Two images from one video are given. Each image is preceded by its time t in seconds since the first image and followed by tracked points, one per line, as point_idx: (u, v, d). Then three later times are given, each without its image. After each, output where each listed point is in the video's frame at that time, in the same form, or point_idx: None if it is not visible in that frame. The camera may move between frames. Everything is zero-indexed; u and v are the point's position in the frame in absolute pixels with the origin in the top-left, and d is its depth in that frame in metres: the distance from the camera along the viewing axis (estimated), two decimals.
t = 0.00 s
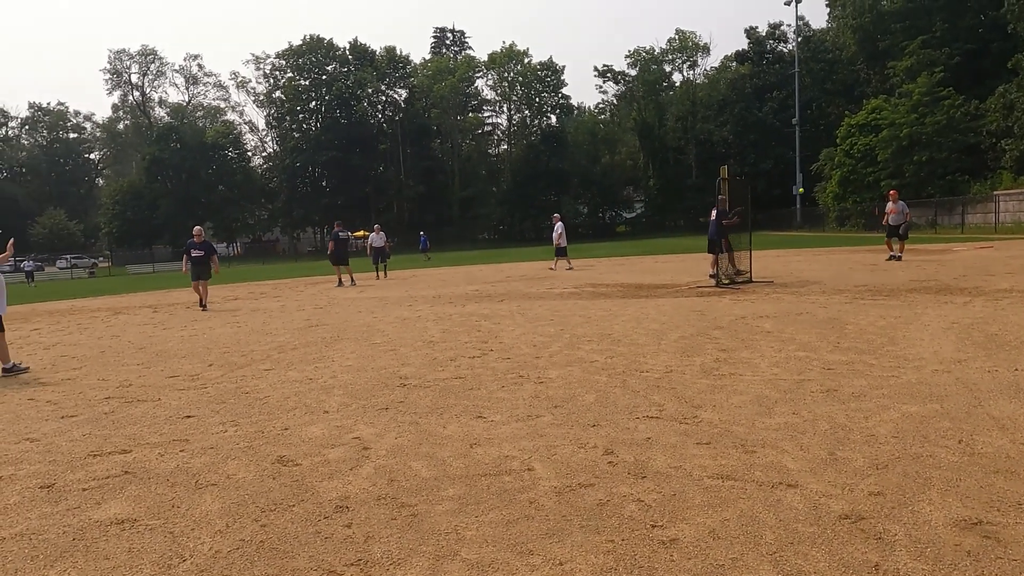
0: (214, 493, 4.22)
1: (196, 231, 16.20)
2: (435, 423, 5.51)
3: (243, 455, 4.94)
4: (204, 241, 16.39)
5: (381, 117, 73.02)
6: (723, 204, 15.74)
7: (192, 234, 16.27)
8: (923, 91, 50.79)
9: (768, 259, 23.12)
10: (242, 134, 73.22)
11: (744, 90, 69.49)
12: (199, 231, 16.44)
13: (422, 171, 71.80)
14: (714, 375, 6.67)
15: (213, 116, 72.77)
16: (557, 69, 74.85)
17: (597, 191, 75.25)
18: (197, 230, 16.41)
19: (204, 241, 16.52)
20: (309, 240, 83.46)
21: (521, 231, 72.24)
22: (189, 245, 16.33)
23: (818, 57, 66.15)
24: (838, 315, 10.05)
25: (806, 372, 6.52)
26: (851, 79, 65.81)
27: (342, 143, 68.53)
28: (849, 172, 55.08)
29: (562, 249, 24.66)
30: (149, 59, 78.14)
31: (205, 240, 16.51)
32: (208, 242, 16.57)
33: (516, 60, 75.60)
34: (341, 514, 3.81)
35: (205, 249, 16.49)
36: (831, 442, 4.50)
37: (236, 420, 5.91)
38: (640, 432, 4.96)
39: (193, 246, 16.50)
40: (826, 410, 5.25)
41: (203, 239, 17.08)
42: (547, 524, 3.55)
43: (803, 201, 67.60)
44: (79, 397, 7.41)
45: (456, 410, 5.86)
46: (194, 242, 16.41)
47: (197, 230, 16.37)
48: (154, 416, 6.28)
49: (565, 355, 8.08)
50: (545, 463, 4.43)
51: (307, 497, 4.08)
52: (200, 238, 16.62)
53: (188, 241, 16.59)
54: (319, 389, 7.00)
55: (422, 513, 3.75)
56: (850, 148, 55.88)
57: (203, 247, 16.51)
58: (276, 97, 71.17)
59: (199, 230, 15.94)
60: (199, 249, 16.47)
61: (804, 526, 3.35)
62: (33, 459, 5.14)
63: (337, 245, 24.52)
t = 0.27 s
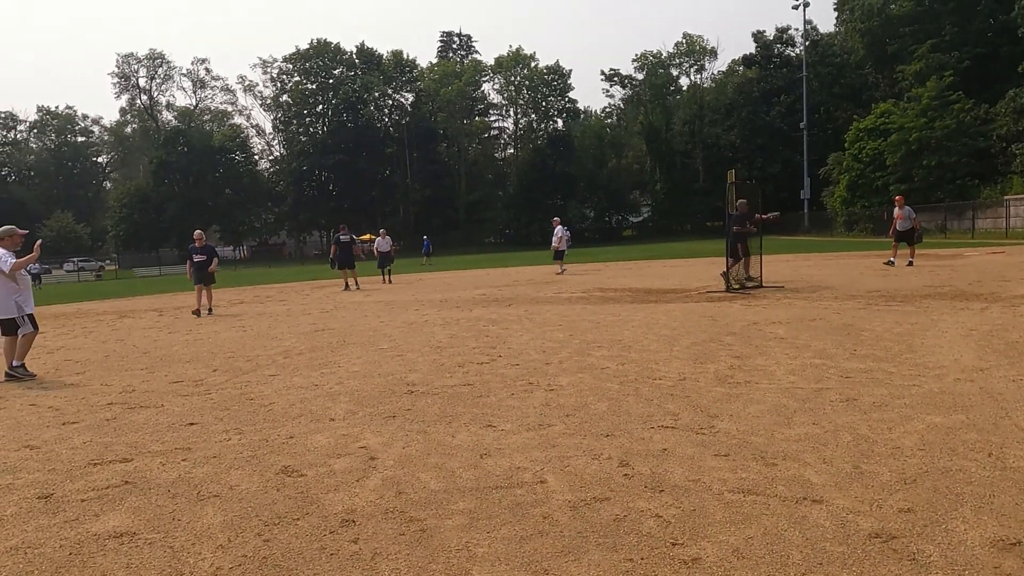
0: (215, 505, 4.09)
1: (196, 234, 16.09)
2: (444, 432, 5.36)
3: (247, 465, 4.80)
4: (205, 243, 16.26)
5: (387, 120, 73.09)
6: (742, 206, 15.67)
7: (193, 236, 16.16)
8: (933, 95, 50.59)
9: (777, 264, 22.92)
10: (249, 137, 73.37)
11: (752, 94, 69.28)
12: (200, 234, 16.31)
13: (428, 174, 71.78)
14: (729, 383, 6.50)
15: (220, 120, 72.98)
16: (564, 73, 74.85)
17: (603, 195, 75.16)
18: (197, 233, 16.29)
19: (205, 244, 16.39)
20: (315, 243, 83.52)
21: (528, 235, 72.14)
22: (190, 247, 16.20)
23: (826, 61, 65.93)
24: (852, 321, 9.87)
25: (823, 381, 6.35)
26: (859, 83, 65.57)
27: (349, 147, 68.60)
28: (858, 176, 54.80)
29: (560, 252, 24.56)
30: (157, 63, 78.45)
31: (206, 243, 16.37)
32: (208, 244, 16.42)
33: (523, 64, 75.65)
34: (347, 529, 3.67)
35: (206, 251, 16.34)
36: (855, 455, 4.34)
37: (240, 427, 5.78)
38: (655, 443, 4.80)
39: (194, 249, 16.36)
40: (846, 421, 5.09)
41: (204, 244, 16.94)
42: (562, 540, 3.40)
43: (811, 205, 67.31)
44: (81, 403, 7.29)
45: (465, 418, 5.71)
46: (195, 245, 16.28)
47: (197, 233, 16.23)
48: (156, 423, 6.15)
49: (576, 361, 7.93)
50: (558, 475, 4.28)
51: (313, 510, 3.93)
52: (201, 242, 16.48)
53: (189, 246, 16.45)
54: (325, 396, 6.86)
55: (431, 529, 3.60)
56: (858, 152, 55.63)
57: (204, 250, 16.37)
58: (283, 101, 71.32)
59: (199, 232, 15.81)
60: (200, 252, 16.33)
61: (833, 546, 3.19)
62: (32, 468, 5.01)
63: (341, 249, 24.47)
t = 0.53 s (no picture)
0: (224, 515, 3.95)
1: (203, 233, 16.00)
2: (460, 439, 5.20)
3: (258, 472, 4.67)
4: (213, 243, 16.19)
5: (399, 122, 73.19)
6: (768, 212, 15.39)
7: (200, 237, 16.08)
8: (950, 96, 50.23)
9: (793, 265, 22.64)
10: (262, 138, 73.70)
11: (766, 95, 68.84)
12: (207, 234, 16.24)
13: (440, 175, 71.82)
14: (752, 390, 6.29)
15: (233, 122, 73.35)
16: (576, 74, 74.73)
17: (616, 197, 74.95)
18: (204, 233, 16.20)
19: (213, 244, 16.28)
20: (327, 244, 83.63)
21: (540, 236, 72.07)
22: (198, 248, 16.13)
23: (841, 62, 65.45)
24: (875, 325, 9.64)
25: (849, 387, 6.15)
26: (875, 83, 65.00)
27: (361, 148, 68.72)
28: (873, 178, 54.30)
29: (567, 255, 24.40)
30: (171, 65, 78.95)
31: (214, 244, 16.28)
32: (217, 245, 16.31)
33: (535, 65, 75.59)
34: (360, 541, 3.52)
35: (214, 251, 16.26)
36: (890, 467, 4.15)
37: (251, 433, 5.65)
38: (678, 452, 4.63)
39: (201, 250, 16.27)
40: (878, 430, 4.89)
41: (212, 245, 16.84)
42: (586, 557, 3.24)
43: (825, 207, 66.79)
44: (91, 405, 7.19)
45: (481, 425, 5.55)
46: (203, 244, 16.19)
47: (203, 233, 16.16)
48: (165, 427, 6.02)
49: (593, 366, 7.75)
50: (580, 485, 4.12)
51: (325, 522, 3.79)
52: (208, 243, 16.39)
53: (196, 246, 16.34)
54: (337, 400, 6.72)
55: (448, 543, 3.44)
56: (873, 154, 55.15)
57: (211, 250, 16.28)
58: (295, 102, 71.55)
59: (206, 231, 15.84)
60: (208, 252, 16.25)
61: (875, 567, 3.00)
62: (38, 474, 4.88)
63: (353, 251, 24.41)
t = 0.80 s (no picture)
0: (245, 524, 3.85)
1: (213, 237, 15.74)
2: (483, 445, 5.08)
3: (277, 479, 4.56)
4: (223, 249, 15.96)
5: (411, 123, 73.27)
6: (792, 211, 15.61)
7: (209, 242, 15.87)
8: (967, 96, 49.96)
9: (810, 267, 22.40)
10: (274, 140, 73.99)
11: (779, 96, 68.44)
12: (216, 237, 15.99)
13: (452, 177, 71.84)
14: (780, 395, 6.14)
15: (246, 124, 73.68)
16: (588, 75, 74.63)
17: (628, 198, 74.68)
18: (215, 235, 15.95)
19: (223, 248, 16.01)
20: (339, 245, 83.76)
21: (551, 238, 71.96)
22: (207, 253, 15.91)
23: (855, 62, 64.99)
24: (901, 328, 9.45)
25: (880, 393, 5.98)
26: (890, 83, 64.49)
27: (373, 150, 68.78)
28: (888, 179, 53.84)
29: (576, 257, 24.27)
30: (184, 67, 79.42)
31: (224, 247, 16.03)
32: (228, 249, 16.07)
33: (546, 67, 75.54)
34: (385, 554, 3.40)
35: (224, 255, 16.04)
36: (932, 478, 3.99)
37: (269, 438, 5.54)
38: (710, 460, 4.49)
39: (210, 253, 16.03)
40: (915, 439, 4.73)
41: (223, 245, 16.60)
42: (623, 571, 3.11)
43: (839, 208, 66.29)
44: (107, 409, 7.12)
45: (503, 430, 5.43)
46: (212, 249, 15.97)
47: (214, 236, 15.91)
48: (182, 431, 5.94)
49: (614, 369, 7.62)
50: (609, 496, 3.99)
51: (348, 532, 3.67)
52: (219, 245, 16.16)
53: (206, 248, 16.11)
54: (355, 404, 6.61)
55: (477, 557, 3.32)
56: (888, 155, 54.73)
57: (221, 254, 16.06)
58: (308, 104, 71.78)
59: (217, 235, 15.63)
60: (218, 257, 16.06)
61: None
62: (54, 480, 4.80)
63: (367, 252, 24.33)
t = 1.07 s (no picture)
0: (281, 527, 3.77)
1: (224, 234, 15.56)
2: (516, 446, 4.99)
3: (310, 481, 4.49)
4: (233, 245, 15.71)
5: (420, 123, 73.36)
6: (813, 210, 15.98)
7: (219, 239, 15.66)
8: (980, 94, 49.54)
9: (825, 266, 22.24)
10: (284, 141, 74.20)
11: (789, 95, 68.10)
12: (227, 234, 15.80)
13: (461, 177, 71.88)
14: (813, 395, 6.03)
15: (255, 124, 73.91)
16: (597, 74, 74.58)
17: (637, 198, 74.44)
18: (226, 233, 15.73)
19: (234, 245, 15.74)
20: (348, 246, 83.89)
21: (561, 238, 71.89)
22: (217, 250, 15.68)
23: (866, 60, 64.68)
24: (927, 327, 9.33)
25: (917, 394, 5.87)
26: (901, 81, 64.12)
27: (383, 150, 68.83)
28: (900, 178, 53.51)
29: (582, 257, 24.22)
30: (195, 68, 79.76)
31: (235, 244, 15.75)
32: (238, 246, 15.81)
33: (555, 66, 75.52)
34: (428, 559, 3.32)
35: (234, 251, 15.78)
36: (984, 482, 3.89)
37: (297, 439, 5.47)
38: (751, 463, 4.39)
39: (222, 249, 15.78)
40: (960, 440, 4.62)
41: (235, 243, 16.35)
42: None
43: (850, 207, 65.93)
44: (129, 409, 7.08)
45: (535, 431, 5.35)
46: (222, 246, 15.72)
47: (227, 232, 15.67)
48: (208, 432, 5.88)
49: (640, 369, 7.53)
50: (652, 499, 3.90)
51: (388, 537, 3.59)
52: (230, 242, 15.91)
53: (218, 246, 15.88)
54: (381, 404, 6.54)
55: (523, 563, 3.24)
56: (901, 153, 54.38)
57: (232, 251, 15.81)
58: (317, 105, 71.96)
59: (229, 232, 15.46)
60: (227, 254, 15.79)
61: None
62: (86, 481, 4.75)
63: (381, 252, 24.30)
